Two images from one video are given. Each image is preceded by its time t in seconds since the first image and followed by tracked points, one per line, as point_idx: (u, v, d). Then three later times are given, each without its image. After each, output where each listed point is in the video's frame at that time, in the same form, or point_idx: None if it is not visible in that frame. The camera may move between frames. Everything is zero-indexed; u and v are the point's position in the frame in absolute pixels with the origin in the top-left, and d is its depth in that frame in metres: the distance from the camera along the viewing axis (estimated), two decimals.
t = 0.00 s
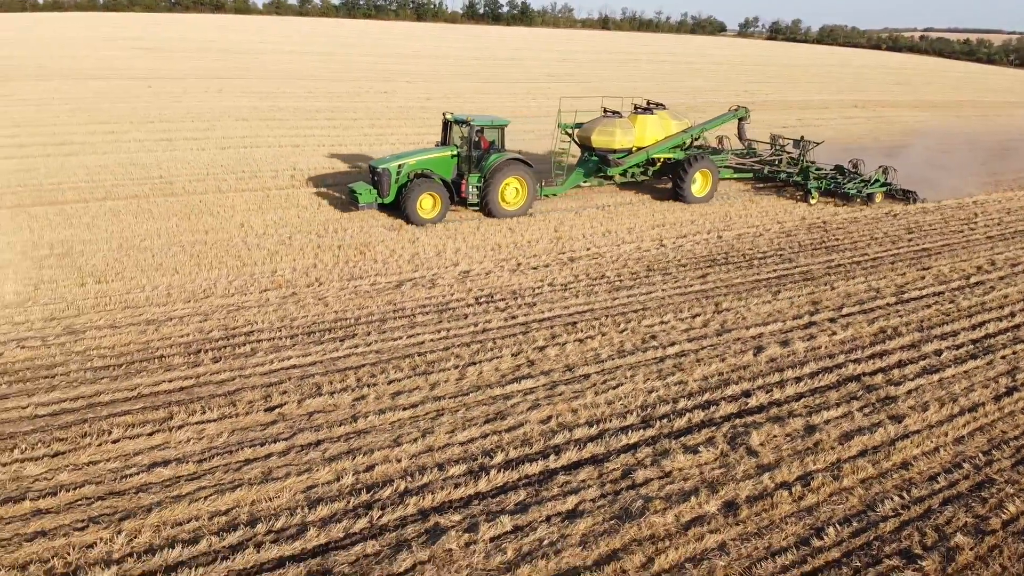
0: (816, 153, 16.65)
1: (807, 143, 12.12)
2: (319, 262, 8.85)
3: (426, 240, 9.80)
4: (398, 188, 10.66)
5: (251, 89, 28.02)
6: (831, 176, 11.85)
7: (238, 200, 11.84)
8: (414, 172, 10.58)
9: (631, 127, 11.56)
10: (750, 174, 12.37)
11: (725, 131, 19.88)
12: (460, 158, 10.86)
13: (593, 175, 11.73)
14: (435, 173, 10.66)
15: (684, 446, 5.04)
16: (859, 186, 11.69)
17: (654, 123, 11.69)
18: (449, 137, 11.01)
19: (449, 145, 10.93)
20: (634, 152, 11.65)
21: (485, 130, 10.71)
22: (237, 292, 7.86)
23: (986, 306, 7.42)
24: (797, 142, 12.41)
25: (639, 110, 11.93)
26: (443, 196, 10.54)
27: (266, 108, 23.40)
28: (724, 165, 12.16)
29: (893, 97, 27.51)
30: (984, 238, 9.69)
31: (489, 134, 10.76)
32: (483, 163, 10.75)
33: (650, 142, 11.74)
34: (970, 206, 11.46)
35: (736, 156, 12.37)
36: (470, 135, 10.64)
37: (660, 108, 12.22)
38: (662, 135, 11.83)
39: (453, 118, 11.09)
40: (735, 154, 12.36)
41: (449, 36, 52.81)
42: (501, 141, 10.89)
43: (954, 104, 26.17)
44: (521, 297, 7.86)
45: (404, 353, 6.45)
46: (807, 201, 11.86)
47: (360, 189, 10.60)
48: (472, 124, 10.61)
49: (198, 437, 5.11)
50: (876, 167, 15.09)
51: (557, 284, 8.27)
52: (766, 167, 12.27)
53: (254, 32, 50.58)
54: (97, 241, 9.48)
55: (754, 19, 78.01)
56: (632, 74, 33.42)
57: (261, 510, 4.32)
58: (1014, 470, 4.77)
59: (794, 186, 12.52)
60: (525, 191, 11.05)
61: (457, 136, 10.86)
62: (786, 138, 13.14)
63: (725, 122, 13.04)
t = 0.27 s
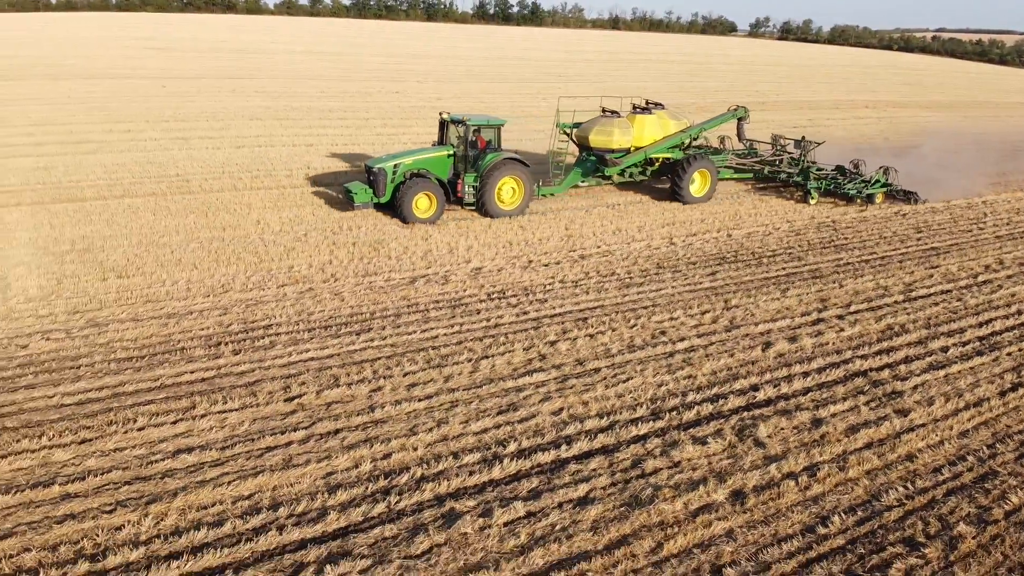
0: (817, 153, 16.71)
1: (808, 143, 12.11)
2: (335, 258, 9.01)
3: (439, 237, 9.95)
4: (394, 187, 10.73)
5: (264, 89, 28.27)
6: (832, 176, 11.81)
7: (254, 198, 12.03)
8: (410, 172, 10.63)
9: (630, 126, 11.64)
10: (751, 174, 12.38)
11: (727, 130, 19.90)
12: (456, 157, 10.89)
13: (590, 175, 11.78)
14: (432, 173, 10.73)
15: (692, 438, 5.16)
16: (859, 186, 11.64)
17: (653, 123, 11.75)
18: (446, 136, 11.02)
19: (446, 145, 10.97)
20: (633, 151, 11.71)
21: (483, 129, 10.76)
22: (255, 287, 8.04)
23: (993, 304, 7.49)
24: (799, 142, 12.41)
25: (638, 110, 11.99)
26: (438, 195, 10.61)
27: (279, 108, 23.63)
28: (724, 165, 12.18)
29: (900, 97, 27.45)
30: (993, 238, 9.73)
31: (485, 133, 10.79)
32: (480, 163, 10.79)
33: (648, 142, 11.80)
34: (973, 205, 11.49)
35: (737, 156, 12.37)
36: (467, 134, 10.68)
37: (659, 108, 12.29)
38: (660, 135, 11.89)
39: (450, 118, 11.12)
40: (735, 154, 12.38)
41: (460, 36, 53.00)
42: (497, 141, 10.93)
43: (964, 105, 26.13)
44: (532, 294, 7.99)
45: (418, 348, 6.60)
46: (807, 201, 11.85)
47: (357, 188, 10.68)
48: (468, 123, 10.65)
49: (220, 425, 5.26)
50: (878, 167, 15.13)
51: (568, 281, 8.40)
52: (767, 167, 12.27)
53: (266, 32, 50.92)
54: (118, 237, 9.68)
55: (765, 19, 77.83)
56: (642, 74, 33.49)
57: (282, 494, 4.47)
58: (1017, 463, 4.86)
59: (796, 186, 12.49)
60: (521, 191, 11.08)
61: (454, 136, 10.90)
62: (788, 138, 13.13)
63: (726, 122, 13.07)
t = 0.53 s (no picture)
0: (817, 152, 16.75)
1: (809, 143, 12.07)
2: (349, 255, 9.17)
3: (451, 234, 10.09)
4: (389, 186, 10.80)
5: (276, 88, 28.52)
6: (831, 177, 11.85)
7: (268, 195, 12.21)
8: (406, 171, 10.70)
9: (627, 126, 11.67)
10: (751, 174, 12.37)
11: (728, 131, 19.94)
12: (453, 156, 10.95)
13: (587, 175, 11.83)
14: (428, 172, 10.81)
15: (701, 429, 5.28)
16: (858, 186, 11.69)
17: (650, 123, 11.76)
18: (442, 134, 11.05)
19: (442, 143, 11.01)
20: (630, 151, 11.73)
21: (479, 129, 10.79)
22: (272, 282, 8.20)
23: (999, 302, 7.56)
24: (800, 142, 12.37)
25: (636, 109, 11.98)
26: (434, 194, 10.69)
27: (292, 107, 23.86)
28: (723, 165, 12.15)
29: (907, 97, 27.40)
30: (1001, 237, 9.77)
31: (482, 133, 10.83)
32: (477, 162, 10.85)
33: (646, 142, 11.80)
34: (974, 205, 11.54)
35: (736, 156, 12.31)
36: (463, 134, 10.72)
37: (658, 108, 12.29)
38: (658, 135, 11.90)
39: (445, 115, 11.14)
40: (735, 154, 12.34)
41: (470, 36, 53.19)
42: (494, 140, 10.97)
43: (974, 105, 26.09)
44: (543, 290, 8.12)
45: (432, 341, 6.76)
46: (806, 202, 11.88)
47: (352, 186, 10.70)
48: (465, 122, 10.68)
49: (241, 414, 5.42)
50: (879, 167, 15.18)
51: (578, 278, 8.52)
52: (767, 167, 12.24)
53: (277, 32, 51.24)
54: (137, 233, 9.87)
55: (776, 19, 77.64)
56: (652, 74, 33.53)
57: (303, 479, 4.63)
58: (1021, 455, 4.95)
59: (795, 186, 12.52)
60: (518, 190, 11.16)
61: (450, 135, 10.93)
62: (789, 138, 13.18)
63: (726, 123, 13.06)
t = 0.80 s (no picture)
0: (817, 152, 16.76)
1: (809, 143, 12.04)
2: (364, 251, 9.34)
3: (463, 231, 10.24)
4: (385, 185, 10.91)
5: (289, 88, 28.77)
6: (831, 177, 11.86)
7: (283, 193, 12.40)
8: (402, 170, 10.81)
9: (625, 126, 11.69)
10: (752, 174, 12.37)
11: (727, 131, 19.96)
12: (448, 156, 11.03)
13: (585, 174, 11.83)
14: (424, 171, 10.94)
15: (710, 420, 5.40)
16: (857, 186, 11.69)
17: (649, 123, 11.73)
18: (438, 135, 11.15)
19: (438, 143, 11.12)
20: (628, 150, 11.72)
21: (474, 127, 10.82)
22: (289, 277, 8.37)
23: (1006, 300, 7.63)
24: (801, 143, 12.37)
25: (634, 109, 11.95)
26: (428, 192, 10.70)
27: (305, 107, 24.09)
28: (722, 165, 12.10)
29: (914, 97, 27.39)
30: (1010, 237, 9.81)
31: (477, 131, 10.89)
32: (472, 160, 10.85)
33: (644, 141, 11.77)
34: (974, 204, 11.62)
35: (737, 156, 12.26)
36: (458, 132, 10.80)
37: (657, 107, 12.27)
38: (656, 135, 11.84)
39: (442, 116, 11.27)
40: (735, 154, 12.29)
41: (480, 36, 53.38)
42: (490, 138, 10.99)
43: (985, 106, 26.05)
44: (554, 286, 8.24)
45: (445, 335, 6.91)
46: (806, 203, 11.87)
47: (348, 185, 10.84)
48: (458, 121, 10.80)
49: (261, 402, 5.59)
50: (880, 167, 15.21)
51: (588, 274, 8.64)
52: (767, 167, 12.22)
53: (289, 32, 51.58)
54: (156, 229, 10.07)
55: (787, 19, 77.43)
56: (662, 74, 33.57)
57: (322, 465, 4.79)
58: None
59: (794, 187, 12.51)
60: (514, 189, 11.08)
61: (446, 134, 11.02)
62: (789, 139, 13.21)
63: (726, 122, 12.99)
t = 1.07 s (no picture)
0: (817, 152, 16.78)
1: (810, 143, 12.15)
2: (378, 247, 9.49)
3: (476, 229, 10.37)
4: (380, 183, 10.87)
5: (301, 87, 29.01)
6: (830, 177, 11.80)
7: (298, 191, 12.57)
8: (398, 168, 10.80)
9: (623, 125, 11.69)
10: (752, 174, 12.47)
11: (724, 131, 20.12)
12: (445, 155, 11.06)
13: (583, 173, 11.89)
14: (420, 169, 10.93)
15: (719, 412, 5.52)
16: (857, 187, 11.63)
17: (647, 122, 11.77)
18: (436, 134, 11.25)
19: (435, 142, 11.16)
20: (626, 150, 11.78)
21: (472, 126, 10.85)
22: (305, 273, 8.54)
23: (1014, 298, 7.68)
24: (802, 143, 12.48)
25: (632, 108, 11.96)
26: (425, 191, 10.80)
27: (318, 106, 24.30)
28: (722, 165, 12.25)
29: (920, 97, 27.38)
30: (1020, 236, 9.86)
31: (475, 130, 10.91)
32: (470, 159, 10.89)
33: (642, 141, 11.84)
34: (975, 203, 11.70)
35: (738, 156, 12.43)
36: (455, 131, 10.83)
37: (655, 106, 12.31)
38: (654, 135, 11.89)
39: (438, 115, 11.31)
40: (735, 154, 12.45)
41: (491, 36, 53.56)
42: (487, 137, 11.01)
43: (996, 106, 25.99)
44: (566, 282, 8.36)
45: (459, 329, 7.06)
46: (804, 203, 11.83)
47: (342, 183, 10.76)
48: (455, 120, 10.82)
49: (281, 392, 5.76)
50: (881, 167, 15.27)
51: (599, 271, 8.76)
52: (767, 167, 12.34)
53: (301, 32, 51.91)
54: (174, 225, 10.26)
55: (798, 19, 77.22)
56: (672, 74, 33.62)
57: (341, 451, 4.95)
58: None
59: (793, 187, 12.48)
60: (511, 188, 11.16)
61: (443, 133, 11.05)
62: (789, 139, 13.19)
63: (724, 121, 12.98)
